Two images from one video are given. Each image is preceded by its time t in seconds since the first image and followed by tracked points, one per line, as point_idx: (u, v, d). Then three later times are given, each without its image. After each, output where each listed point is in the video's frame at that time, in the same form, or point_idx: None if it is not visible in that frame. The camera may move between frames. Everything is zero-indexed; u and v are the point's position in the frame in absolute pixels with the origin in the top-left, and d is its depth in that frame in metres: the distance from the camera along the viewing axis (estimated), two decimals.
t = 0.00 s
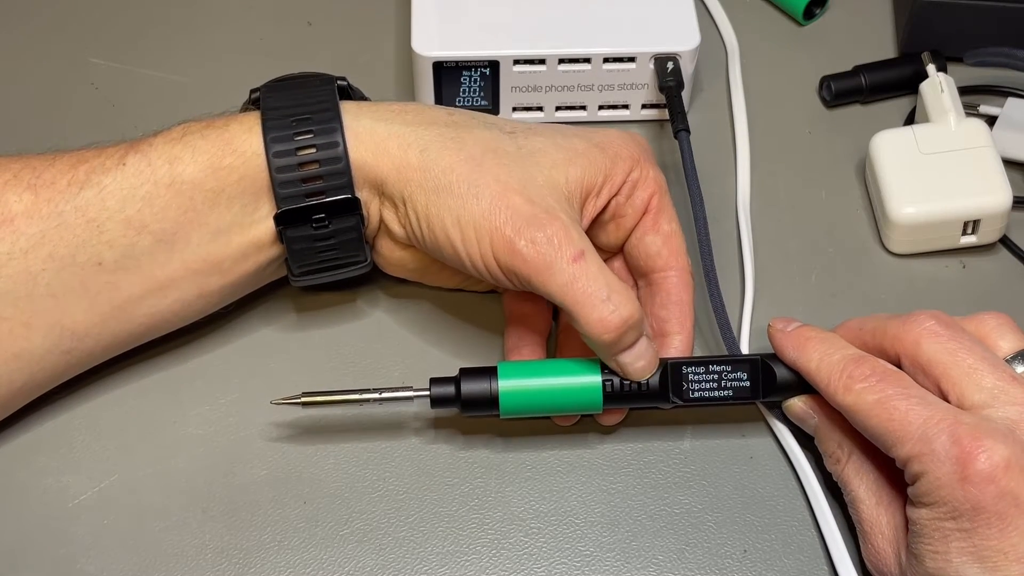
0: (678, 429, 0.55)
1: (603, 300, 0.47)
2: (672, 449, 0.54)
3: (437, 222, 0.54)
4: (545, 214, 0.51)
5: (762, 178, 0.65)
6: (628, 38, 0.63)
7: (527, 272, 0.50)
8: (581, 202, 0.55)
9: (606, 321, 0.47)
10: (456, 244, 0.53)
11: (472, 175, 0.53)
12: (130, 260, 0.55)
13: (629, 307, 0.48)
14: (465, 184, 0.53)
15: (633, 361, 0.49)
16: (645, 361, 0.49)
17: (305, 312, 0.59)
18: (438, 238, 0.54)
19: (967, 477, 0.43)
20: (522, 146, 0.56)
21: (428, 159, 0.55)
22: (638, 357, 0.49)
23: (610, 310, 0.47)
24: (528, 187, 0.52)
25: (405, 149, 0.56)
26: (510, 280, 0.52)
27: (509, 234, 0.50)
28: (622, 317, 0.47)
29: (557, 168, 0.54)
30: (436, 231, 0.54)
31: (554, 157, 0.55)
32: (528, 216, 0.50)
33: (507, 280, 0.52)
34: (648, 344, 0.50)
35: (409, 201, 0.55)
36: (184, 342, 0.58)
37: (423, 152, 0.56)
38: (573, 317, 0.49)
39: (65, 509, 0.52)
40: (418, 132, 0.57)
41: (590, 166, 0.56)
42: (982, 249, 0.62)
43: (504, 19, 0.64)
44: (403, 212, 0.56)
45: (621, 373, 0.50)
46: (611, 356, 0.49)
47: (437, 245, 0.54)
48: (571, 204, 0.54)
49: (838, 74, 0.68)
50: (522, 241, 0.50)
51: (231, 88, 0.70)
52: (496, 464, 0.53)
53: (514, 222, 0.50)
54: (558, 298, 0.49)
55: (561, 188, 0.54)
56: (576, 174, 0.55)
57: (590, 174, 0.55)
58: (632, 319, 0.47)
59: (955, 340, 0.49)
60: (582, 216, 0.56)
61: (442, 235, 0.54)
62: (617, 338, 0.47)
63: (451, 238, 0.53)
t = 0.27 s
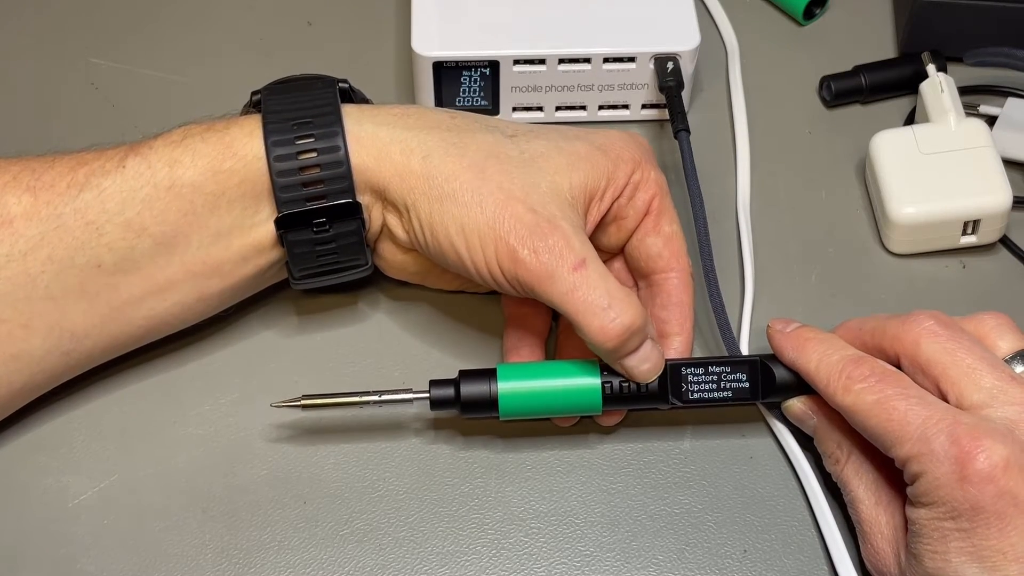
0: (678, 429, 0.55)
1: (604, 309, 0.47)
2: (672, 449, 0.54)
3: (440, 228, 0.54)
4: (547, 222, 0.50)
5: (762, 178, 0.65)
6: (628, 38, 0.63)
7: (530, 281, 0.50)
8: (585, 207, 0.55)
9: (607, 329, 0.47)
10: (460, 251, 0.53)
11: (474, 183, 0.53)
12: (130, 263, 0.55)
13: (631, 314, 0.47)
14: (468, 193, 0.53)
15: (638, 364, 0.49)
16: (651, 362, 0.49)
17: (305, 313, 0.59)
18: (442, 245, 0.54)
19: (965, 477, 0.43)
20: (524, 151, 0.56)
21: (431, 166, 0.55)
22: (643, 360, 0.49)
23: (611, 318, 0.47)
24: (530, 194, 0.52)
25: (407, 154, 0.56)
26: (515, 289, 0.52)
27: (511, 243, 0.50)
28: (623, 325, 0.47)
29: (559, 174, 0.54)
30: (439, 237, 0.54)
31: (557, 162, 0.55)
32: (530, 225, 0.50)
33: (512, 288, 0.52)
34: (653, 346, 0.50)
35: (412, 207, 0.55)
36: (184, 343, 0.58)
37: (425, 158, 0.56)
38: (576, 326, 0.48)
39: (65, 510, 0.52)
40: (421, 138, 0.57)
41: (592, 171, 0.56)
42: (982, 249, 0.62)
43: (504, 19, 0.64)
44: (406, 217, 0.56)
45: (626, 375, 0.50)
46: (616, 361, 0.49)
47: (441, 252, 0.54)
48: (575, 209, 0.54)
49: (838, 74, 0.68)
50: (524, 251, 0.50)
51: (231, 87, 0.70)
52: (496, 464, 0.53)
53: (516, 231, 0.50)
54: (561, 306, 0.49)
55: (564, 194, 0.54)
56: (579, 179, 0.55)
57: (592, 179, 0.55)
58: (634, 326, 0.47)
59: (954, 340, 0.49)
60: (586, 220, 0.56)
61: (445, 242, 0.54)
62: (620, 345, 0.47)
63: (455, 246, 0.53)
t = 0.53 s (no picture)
0: (678, 430, 0.55)
1: (601, 317, 0.47)
2: (672, 449, 0.54)
3: (439, 233, 0.54)
4: (546, 229, 0.50)
5: (762, 178, 0.65)
6: (628, 38, 0.63)
7: (528, 288, 0.50)
8: (584, 212, 0.55)
9: (604, 337, 0.47)
10: (458, 256, 0.53)
11: (474, 188, 0.53)
12: (129, 262, 0.55)
13: (628, 322, 0.47)
14: (467, 198, 0.53)
15: (635, 367, 0.49)
16: (649, 366, 0.49)
17: (306, 313, 0.59)
18: (440, 249, 0.54)
19: (963, 477, 0.43)
20: (524, 156, 0.56)
21: (430, 170, 0.55)
22: (641, 365, 0.49)
23: (608, 326, 0.47)
24: (529, 200, 0.52)
25: (407, 158, 0.56)
26: (513, 294, 0.52)
27: (510, 249, 0.50)
28: (619, 333, 0.47)
29: (559, 179, 0.54)
30: (438, 242, 0.54)
31: (556, 167, 0.55)
32: (529, 231, 0.50)
33: (511, 294, 0.52)
34: (652, 350, 0.50)
35: (412, 210, 0.55)
36: (183, 343, 0.58)
37: (425, 161, 0.56)
38: (573, 333, 0.48)
39: (65, 509, 0.52)
40: (421, 140, 0.57)
41: (592, 176, 0.56)
42: (982, 249, 0.62)
43: (504, 19, 0.64)
44: (406, 221, 0.56)
45: (624, 379, 0.50)
46: (613, 366, 0.49)
47: (439, 256, 0.54)
48: (575, 213, 0.54)
49: (838, 74, 0.68)
50: (523, 257, 0.50)
51: (231, 87, 0.70)
52: (496, 464, 0.53)
53: (515, 237, 0.50)
54: (558, 314, 0.49)
55: (563, 199, 0.53)
56: (578, 184, 0.55)
57: (592, 184, 0.55)
58: (631, 334, 0.47)
59: (952, 341, 0.49)
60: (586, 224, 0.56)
61: (444, 246, 0.54)
62: (617, 352, 0.47)
63: (454, 251, 0.53)
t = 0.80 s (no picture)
0: (677, 430, 0.55)
1: (602, 321, 0.47)
2: (672, 449, 0.54)
3: (438, 237, 0.54)
4: (546, 232, 0.50)
5: (762, 178, 0.65)
6: (628, 38, 0.63)
7: (529, 291, 0.50)
8: (585, 215, 0.55)
9: (603, 342, 0.47)
10: (458, 258, 0.53)
11: (475, 190, 0.53)
12: (128, 263, 0.55)
13: (628, 326, 0.47)
14: (468, 200, 0.53)
15: (636, 369, 0.49)
16: (648, 368, 0.49)
17: (306, 313, 0.59)
18: (440, 251, 0.54)
19: (962, 478, 0.43)
20: (525, 158, 0.56)
21: (431, 173, 0.55)
22: (641, 367, 0.49)
23: (609, 330, 0.47)
24: (530, 203, 0.52)
25: (406, 160, 0.56)
26: (514, 297, 0.52)
27: (510, 253, 0.50)
28: (620, 337, 0.47)
29: (559, 182, 0.54)
30: (437, 244, 0.54)
31: (557, 169, 0.55)
32: (529, 234, 0.50)
33: (511, 298, 0.53)
34: (652, 353, 0.50)
35: (412, 213, 0.55)
36: (184, 343, 0.58)
37: (425, 164, 0.56)
38: (574, 337, 0.48)
39: (66, 509, 0.52)
40: (421, 142, 0.57)
41: (592, 177, 0.55)
42: (982, 249, 0.62)
43: (504, 19, 0.64)
44: (405, 223, 0.56)
45: (623, 380, 0.50)
46: (612, 370, 0.49)
47: (439, 258, 0.54)
48: (575, 216, 0.54)
49: (838, 74, 0.68)
50: (524, 260, 0.50)
51: (231, 87, 0.70)
52: (496, 464, 0.54)
53: (515, 241, 0.50)
54: (559, 317, 0.49)
55: (564, 202, 0.53)
56: (579, 187, 0.55)
57: (593, 186, 0.55)
58: (632, 338, 0.47)
59: (950, 341, 0.49)
60: (586, 227, 0.56)
61: (444, 250, 0.54)
62: (617, 356, 0.47)
63: (454, 254, 0.53)
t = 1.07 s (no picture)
0: (678, 430, 0.55)
1: (588, 301, 0.47)
2: (672, 449, 0.54)
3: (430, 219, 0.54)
4: (535, 211, 0.51)
5: (762, 178, 0.65)
6: (628, 38, 0.63)
7: (514, 268, 0.50)
8: (576, 201, 0.55)
9: (589, 322, 0.47)
10: (446, 238, 0.53)
11: (465, 170, 0.54)
12: (131, 253, 0.55)
13: (614, 310, 0.47)
14: (458, 180, 0.53)
15: (618, 363, 0.49)
16: (631, 363, 0.49)
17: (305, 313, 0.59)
18: (431, 232, 0.54)
19: (965, 478, 0.43)
20: (517, 142, 0.56)
21: (423, 156, 0.55)
22: (623, 360, 0.49)
23: (594, 311, 0.47)
24: (520, 184, 0.52)
25: (402, 144, 0.56)
26: (499, 276, 0.52)
27: (498, 229, 0.50)
28: (605, 319, 0.47)
29: (551, 167, 0.54)
30: (429, 227, 0.54)
31: (550, 155, 0.55)
32: (519, 213, 0.50)
33: (496, 275, 0.53)
34: (635, 347, 0.50)
35: (405, 195, 0.55)
36: (183, 342, 0.58)
37: (419, 147, 0.56)
38: (557, 316, 0.48)
39: (66, 509, 0.52)
40: (415, 127, 0.57)
41: (586, 164, 0.56)
42: (982, 250, 0.62)
43: (503, 19, 0.64)
44: (399, 206, 0.56)
45: (605, 374, 0.50)
46: (595, 358, 0.49)
47: (430, 239, 0.55)
48: (566, 201, 0.54)
49: (839, 74, 0.68)
50: (509, 237, 0.50)
51: (231, 87, 0.70)
52: (496, 464, 0.53)
53: (503, 218, 0.50)
54: (543, 296, 0.49)
55: (555, 186, 0.54)
56: (570, 173, 0.55)
57: (585, 173, 0.55)
58: (616, 322, 0.47)
59: (954, 340, 0.49)
60: (577, 213, 0.56)
61: (435, 232, 0.54)
62: (601, 339, 0.47)
63: (443, 233, 0.53)
